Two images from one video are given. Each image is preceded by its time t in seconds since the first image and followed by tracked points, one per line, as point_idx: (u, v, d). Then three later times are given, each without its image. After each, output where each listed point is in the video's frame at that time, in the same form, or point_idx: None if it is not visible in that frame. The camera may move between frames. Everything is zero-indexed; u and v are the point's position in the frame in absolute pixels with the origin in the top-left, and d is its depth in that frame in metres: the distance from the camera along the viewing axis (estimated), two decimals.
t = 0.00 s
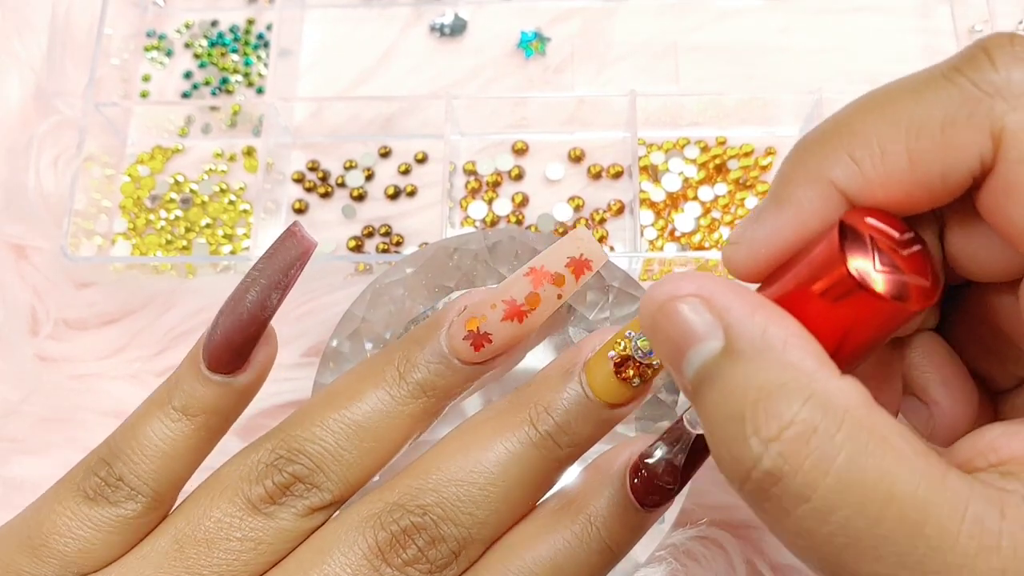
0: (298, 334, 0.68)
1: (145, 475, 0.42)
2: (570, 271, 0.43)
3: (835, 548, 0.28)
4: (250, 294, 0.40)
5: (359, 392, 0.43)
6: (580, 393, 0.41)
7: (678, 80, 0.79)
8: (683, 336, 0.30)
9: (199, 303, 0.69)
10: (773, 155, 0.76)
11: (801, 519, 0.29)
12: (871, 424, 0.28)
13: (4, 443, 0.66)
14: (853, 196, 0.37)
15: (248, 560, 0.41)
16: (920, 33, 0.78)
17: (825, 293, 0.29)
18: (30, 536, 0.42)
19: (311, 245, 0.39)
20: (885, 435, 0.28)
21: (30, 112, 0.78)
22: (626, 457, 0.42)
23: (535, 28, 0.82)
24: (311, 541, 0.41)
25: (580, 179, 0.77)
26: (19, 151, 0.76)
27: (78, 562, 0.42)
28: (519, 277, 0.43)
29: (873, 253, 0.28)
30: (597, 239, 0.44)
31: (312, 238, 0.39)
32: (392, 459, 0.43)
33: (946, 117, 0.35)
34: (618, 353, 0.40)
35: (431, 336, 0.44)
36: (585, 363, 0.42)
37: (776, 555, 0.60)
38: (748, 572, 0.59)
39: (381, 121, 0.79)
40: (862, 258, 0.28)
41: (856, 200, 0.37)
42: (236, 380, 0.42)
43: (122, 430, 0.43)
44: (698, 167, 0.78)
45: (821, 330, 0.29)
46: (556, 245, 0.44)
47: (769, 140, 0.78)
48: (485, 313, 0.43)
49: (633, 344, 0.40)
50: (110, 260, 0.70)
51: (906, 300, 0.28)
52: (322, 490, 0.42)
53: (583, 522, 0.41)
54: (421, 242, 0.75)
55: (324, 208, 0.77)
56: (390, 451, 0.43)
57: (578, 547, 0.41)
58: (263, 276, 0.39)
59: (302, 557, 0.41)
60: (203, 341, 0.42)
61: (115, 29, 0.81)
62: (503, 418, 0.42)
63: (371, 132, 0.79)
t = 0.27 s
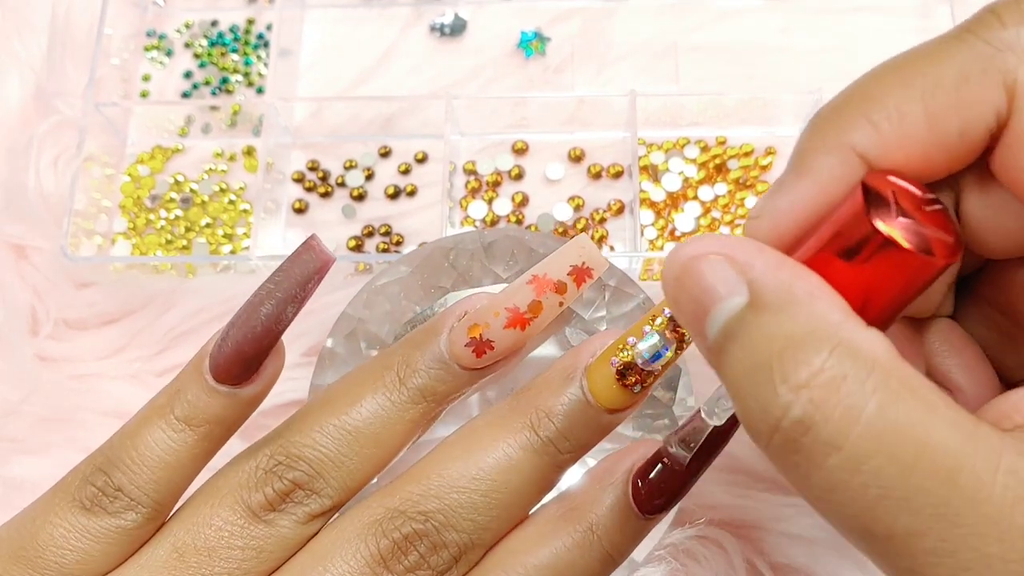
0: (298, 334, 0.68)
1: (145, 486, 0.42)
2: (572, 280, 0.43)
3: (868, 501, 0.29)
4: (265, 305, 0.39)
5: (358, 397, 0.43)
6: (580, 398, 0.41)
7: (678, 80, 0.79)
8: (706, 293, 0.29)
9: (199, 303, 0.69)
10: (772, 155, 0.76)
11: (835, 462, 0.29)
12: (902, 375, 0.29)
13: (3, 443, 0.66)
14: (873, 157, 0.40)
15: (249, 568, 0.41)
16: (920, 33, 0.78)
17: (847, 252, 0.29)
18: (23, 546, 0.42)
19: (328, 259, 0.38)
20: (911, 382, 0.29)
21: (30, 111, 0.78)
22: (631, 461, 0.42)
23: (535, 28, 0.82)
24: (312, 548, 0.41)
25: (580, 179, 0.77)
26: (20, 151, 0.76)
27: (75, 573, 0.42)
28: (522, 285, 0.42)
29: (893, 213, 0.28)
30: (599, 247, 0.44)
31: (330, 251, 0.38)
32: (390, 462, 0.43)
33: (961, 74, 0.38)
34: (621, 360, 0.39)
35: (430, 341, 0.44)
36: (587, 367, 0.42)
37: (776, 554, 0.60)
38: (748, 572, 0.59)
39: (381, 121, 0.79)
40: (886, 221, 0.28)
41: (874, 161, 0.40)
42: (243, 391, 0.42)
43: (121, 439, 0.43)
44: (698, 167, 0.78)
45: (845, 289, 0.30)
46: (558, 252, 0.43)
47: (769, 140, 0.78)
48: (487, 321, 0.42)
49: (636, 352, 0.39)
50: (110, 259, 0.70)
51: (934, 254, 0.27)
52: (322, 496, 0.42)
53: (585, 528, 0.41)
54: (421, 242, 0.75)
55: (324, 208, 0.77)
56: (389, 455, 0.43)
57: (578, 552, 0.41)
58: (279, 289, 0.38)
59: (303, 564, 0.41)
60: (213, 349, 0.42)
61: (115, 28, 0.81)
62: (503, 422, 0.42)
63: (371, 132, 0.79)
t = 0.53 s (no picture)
0: (298, 334, 0.67)
1: (145, 492, 0.42)
2: (572, 284, 0.42)
3: (845, 517, 0.28)
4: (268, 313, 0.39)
5: (357, 401, 0.43)
6: (578, 402, 0.41)
7: (678, 80, 0.79)
8: (669, 316, 0.30)
9: (199, 303, 0.69)
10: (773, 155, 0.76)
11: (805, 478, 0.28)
12: (871, 385, 0.28)
13: (3, 443, 0.66)
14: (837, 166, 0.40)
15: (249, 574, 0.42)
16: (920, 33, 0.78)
17: (812, 262, 0.29)
18: (24, 552, 0.42)
19: (331, 267, 0.39)
20: (884, 394, 0.28)
21: (29, 112, 0.78)
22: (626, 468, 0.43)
23: (535, 28, 0.82)
24: (312, 553, 0.41)
25: (580, 180, 0.77)
26: (19, 151, 0.76)
27: None
28: (522, 289, 0.42)
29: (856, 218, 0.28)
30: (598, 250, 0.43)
31: (332, 259, 0.38)
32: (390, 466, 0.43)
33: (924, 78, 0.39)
34: (618, 362, 0.40)
35: (429, 345, 0.44)
36: (584, 371, 0.42)
37: (776, 555, 0.60)
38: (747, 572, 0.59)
39: (381, 121, 0.79)
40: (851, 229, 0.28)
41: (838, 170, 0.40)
42: (244, 399, 0.42)
43: (122, 445, 0.43)
44: (698, 167, 0.78)
45: (811, 302, 0.30)
46: (557, 255, 0.43)
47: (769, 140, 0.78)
48: (487, 325, 0.43)
49: (633, 354, 0.39)
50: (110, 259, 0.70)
51: (899, 259, 0.28)
52: (321, 501, 0.42)
53: (579, 532, 0.41)
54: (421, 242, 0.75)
55: (324, 208, 0.77)
56: (389, 460, 0.43)
57: (575, 556, 0.41)
58: (282, 297, 0.38)
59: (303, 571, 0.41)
60: (214, 356, 0.42)
61: (115, 28, 0.81)
62: (502, 426, 0.42)
63: (371, 132, 0.79)
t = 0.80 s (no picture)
0: (298, 334, 0.67)
1: (145, 495, 0.42)
2: (568, 287, 0.44)
3: (916, 371, 0.27)
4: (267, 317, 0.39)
5: (354, 405, 0.43)
6: (575, 405, 0.41)
7: (678, 81, 0.79)
8: (762, 198, 0.30)
9: (199, 303, 0.69)
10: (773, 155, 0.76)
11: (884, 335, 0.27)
12: (947, 262, 0.27)
13: (3, 443, 0.66)
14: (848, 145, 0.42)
15: None
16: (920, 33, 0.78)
17: (908, 172, 0.32)
18: (24, 554, 0.42)
19: (330, 271, 0.39)
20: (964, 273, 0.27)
21: (29, 112, 0.78)
22: (624, 474, 0.41)
23: (535, 28, 0.81)
24: (309, 556, 0.42)
25: (580, 179, 0.77)
26: (19, 151, 0.76)
27: None
28: (518, 291, 0.43)
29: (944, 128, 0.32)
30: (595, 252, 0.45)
31: (332, 264, 0.39)
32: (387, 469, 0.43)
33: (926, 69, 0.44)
34: (616, 365, 0.40)
35: (426, 347, 0.44)
36: (581, 372, 0.42)
37: (776, 555, 0.60)
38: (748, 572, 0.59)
39: (381, 121, 0.79)
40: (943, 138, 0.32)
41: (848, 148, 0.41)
42: (243, 402, 0.42)
43: (122, 448, 0.43)
44: (698, 167, 0.78)
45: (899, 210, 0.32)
46: (555, 259, 0.44)
47: (769, 140, 0.78)
48: (484, 328, 0.43)
49: (631, 355, 0.40)
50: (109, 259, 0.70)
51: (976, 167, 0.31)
52: (319, 504, 0.42)
53: (573, 537, 0.41)
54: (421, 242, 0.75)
55: (324, 208, 0.77)
56: (386, 464, 0.43)
57: (571, 560, 0.41)
58: (282, 301, 0.39)
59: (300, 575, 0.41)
60: (214, 360, 0.42)
61: (116, 28, 0.81)
62: (498, 429, 0.42)
63: (371, 132, 0.79)
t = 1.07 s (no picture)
0: (298, 333, 0.67)
1: (145, 496, 0.42)
2: (566, 288, 0.43)
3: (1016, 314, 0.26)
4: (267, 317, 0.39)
5: (353, 406, 0.43)
6: (574, 406, 0.41)
7: (678, 80, 0.79)
8: (858, 121, 0.29)
9: (199, 302, 0.69)
10: (773, 155, 0.76)
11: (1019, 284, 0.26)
12: None
13: (3, 442, 0.66)
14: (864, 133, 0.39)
15: None
16: (920, 32, 0.78)
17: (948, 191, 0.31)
18: (24, 554, 0.42)
19: (330, 272, 0.39)
20: None
21: (29, 111, 0.78)
22: (622, 477, 0.41)
23: (535, 27, 0.81)
24: (308, 557, 0.42)
25: (580, 179, 0.77)
26: (19, 151, 0.76)
27: None
28: (517, 292, 0.43)
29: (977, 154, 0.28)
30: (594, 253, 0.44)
31: (332, 265, 0.39)
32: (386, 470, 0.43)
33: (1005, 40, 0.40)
34: (614, 366, 0.40)
35: (425, 348, 0.44)
36: (580, 373, 0.42)
37: (776, 554, 0.60)
38: (748, 571, 0.60)
39: (381, 120, 0.79)
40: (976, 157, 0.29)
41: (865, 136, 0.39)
42: (243, 403, 0.42)
43: (123, 448, 0.43)
44: (698, 166, 0.78)
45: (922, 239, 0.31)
46: (553, 259, 0.44)
47: (769, 139, 0.78)
48: (482, 329, 0.43)
49: (630, 356, 0.40)
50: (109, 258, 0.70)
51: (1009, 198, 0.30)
52: (318, 505, 0.42)
53: (571, 539, 0.41)
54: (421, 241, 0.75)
55: (324, 207, 0.77)
56: (385, 466, 0.43)
57: (569, 561, 0.41)
58: (282, 302, 0.39)
59: None
60: (214, 361, 0.42)
61: (116, 28, 0.81)
62: (497, 430, 0.42)
63: (371, 131, 0.79)
